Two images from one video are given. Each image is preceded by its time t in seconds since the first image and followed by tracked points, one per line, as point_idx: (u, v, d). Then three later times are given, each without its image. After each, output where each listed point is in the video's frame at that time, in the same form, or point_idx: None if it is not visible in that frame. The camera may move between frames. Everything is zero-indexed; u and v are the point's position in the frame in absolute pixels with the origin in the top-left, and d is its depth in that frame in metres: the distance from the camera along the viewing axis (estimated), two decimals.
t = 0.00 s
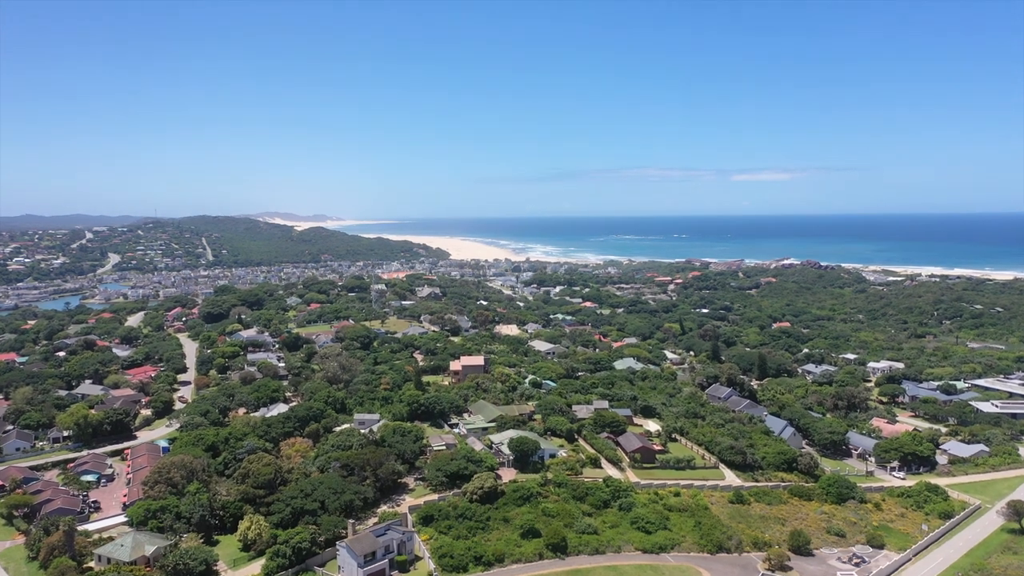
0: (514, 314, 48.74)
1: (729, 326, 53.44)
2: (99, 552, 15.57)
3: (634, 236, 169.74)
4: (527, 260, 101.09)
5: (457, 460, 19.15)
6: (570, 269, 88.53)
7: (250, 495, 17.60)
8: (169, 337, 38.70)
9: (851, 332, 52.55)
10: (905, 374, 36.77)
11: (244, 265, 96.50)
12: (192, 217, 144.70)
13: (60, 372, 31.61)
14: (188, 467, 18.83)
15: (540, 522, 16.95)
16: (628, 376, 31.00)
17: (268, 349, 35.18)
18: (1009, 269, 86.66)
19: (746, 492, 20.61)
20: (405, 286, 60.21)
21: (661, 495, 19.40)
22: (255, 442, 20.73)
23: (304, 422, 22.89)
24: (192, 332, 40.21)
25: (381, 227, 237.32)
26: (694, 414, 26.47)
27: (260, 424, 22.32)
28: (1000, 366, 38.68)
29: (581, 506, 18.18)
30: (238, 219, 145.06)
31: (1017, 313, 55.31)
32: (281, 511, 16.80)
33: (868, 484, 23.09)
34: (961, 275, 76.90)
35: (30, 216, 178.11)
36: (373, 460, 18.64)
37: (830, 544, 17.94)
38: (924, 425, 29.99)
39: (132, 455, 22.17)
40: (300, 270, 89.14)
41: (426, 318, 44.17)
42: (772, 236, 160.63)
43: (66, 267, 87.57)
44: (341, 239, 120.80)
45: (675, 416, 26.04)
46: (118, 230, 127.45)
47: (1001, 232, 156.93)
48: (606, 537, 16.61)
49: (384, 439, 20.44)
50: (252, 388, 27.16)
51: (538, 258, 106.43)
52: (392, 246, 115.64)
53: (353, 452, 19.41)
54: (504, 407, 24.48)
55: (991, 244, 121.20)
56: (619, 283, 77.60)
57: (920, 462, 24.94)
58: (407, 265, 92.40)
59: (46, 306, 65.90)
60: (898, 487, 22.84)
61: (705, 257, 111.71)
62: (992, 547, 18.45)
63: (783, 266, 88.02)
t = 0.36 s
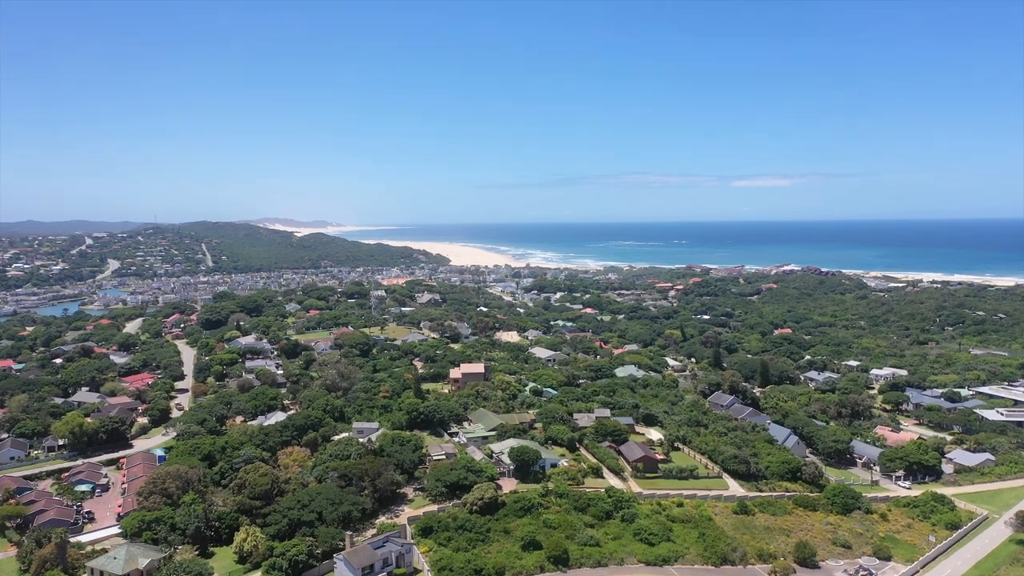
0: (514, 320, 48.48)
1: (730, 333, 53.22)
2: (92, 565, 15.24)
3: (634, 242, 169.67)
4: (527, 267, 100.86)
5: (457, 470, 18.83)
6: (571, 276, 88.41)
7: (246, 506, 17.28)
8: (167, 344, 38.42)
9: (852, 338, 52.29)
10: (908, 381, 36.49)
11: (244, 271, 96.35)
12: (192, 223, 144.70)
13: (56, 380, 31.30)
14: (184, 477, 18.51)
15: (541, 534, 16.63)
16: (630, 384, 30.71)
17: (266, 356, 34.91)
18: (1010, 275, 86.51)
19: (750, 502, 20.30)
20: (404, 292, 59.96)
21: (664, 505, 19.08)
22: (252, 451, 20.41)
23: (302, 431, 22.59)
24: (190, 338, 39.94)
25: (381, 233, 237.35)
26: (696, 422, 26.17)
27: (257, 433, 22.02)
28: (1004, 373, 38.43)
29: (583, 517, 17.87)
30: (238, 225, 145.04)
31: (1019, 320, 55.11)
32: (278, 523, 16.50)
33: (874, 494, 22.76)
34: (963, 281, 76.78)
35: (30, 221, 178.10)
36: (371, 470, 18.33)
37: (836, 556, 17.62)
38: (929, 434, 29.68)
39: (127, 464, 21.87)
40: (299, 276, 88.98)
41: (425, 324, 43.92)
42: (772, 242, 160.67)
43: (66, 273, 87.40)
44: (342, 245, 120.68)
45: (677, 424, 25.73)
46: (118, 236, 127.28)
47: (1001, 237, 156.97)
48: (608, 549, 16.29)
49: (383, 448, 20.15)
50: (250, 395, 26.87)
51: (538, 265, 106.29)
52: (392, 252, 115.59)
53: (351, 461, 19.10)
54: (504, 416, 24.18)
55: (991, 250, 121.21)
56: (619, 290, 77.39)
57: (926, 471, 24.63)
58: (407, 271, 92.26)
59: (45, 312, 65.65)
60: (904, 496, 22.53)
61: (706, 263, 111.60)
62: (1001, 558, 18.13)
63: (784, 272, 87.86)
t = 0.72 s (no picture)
0: (515, 327, 48.20)
1: (732, 340, 52.93)
2: None
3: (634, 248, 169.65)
4: (527, 273, 100.68)
5: (457, 480, 18.53)
6: (571, 282, 88.23)
7: (242, 518, 16.96)
8: (165, 351, 38.13)
9: (855, 345, 52.00)
10: (912, 389, 36.18)
11: (243, 277, 96.17)
12: (193, 229, 144.64)
13: (53, 387, 31.03)
14: (179, 488, 18.17)
15: (543, 546, 16.31)
16: (632, 392, 30.40)
17: (265, 363, 34.62)
18: (1012, 281, 86.20)
19: (754, 513, 19.97)
20: (404, 299, 59.72)
21: (667, 516, 18.77)
22: (249, 461, 20.12)
23: (300, 440, 22.27)
24: (188, 346, 39.67)
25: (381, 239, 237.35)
26: (699, 430, 25.85)
27: (254, 442, 21.72)
28: (1008, 381, 38.11)
29: (585, 529, 17.54)
30: (238, 231, 144.98)
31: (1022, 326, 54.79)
32: (274, 535, 16.17)
33: (879, 504, 22.44)
34: (965, 287, 76.52)
35: (31, 227, 178.20)
36: (370, 481, 18.03)
37: (843, 569, 17.27)
38: (934, 442, 29.35)
39: (122, 474, 21.54)
40: (299, 282, 88.75)
41: (425, 331, 43.64)
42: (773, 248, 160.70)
43: (65, 279, 87.22)
44: (342, 251, 120.53)
45: (680, 433, 25.41)
46: (118, 242, 127.20)
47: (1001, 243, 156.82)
48: (610, 562, 15.97)
49: (381, 458, 19.84)
50: (247, 404, 26.57)
51: (539, 271, 106.06)
52: (393, 258, 115.43)
53: (350, 472, 18.79)
54: (505, 425, 23.89)
55: (992, 256, 121.06)
56: (620, 296, 77.15)
57: (932, 480, 24.30)
58: (407, 278, 92.09)
59: (44, 319, 65.42)
60: (910, 507, 22.19)
61: (706, 269, 111.44)
62: (1011, 570, 17.77)
63: (784, 278, 87.66)
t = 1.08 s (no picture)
0: (515, 334, 47.94)
1: (734, 346, 52.68)
2: None
3: (635, 254, 169.60)
4: (527, 279, 100.53)
5: (456, 491, 18.23)
6: (572, 288, 88.07)
7: (238, 529, 16.65)
8: (163, 358, 37.87)
9: (857, 352, 51.73)
10: (916, 397, 35.88)
11: (243, 283, 95.99)
12: (193, 235, 144.65)
13: (49, 395, 30.75)
14: (174, 499, 17.83)
15: (544, 559, 15.99)
16: (633, 400, 30.11)
17: (263, 371, 34.36)
18: (1014, 288, 85.97)
19: (759, 524, 19.67)
20: (404, 305, 59.49)
21: (670, 528, 18.46)
22: (246, 471, 19.82)
23: (298, 449, 21.98)
24: (187, 353, 39.40)
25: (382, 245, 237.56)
26: (702, 439, 25.55)
27: (251, 451, 21.42)
28: (1013, 389, 37.81)
29: (587, 541, 17.23)
30: (239, 237, 144.96)
31: None
32: (271, 547, 15.85)
33: (885, 515, 22.11)
34: (966, 293, 76.27)
35: (32, 234, 178.32)
36: (368, 491, 17.73)
37: None
38: (939, 451, 29.04)
39: (118, 483, 21.23)
40: (299, 288, 88.55)
41: (425, 338, 43.35)
42: (773, 254, 160.62)
43: (65, 285, 87.03)
44: (342, 257, 120.35)
45: (682, 442, 25.10)
46: (117, 248, 127.07)
47: (1002, 250, 156.79)
48: None
49: (380, 469, 19.53)
50: (245, 412, 26.29)
51: (539, 277, 105.85)
52: (393, 264, 115.26)
53: (348, 482, 18.50)
54: (505, 433, 23.58)
55: (992, 263, 120.90)
56: (621, 303, 76.91)
57: (938, 490, 23.98)
58: (407, 284, 91.85)
59: (43, 325, 65.20)
60: (916, 517, 21.87)
61: (707, 275, 111.25)
62: None
63: (785, 285, 87.43)
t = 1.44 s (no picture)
0: (516, 340, 47.67)
1: (735, 353, 52.38)
2: None
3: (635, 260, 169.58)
4: (528, 285, 100.29)
5: (456, 502, 17.91)
6: (572, 294, 87.86)
7: (234, 541, 16.32)
8: (161, 365, 37.60)
9: (859, 359, 51.39)
10: (920, 405, 35.53)
11: (243, 289, 95.79)
12: (193, 241, 144.62)
13: (45, 403, 30.44)
14: (169, 510, 17.49)
15: (545, 571, 15.64)
16: (635, 408, 29.80)
17: (261, 378, 34.09)
18: (1015, 294, 85.68)
19: (764, 535, 19.34)
20: (404, 311, 59.21)
21: (674, 539, 18.14)
22: (243, 481, 19.51)
23: (296, 458, 21.66)
24: (185, 360, 39.16)
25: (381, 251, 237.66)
26: (705, 448, 25.22)
27: (248, 460, 21.11)
28: (1018, 396, 37.48)
29: (589, 553, 16.88)
30: (239, 243, 144.92)
31: None
32: (266, 559, 15.52)
33: (891, 525, 21.77)
34: (968, 300, 76.03)
35: (31, 240, 178.31)
36: (367, 502, 17.42)
37: None
38: (945, 460, 28.70)
39: (113, 493, 20.93)
40: (299, 294, 88.27)
41: (425, 345, 43.09)
42: (774, 260, 160.53)
43: (64, 291, 86.84)
44: (342, 263, 120.21)
45: (685, 451, 24.79)
46: (117, 254, 126.94)
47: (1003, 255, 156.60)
48: None
49: (378, 479, 19.23)
50: (243, 420, 25.98)
51: (539, 283, 105.60)
52: (393, 270, 115.10)
53: (346, 492, 18.19)
54: (506, 442, 23.27)
55: (993, 269, 120.72)
56: (622, 309, 76.67)
57: (944, 500, 23.63)
58: (407, 290, 91.68)
59: (41, 331, 64.95)
60: (923, 528, 21.51)
61: (707, 281, 111.04)
62: None
63: (786, 291, 87.22)
